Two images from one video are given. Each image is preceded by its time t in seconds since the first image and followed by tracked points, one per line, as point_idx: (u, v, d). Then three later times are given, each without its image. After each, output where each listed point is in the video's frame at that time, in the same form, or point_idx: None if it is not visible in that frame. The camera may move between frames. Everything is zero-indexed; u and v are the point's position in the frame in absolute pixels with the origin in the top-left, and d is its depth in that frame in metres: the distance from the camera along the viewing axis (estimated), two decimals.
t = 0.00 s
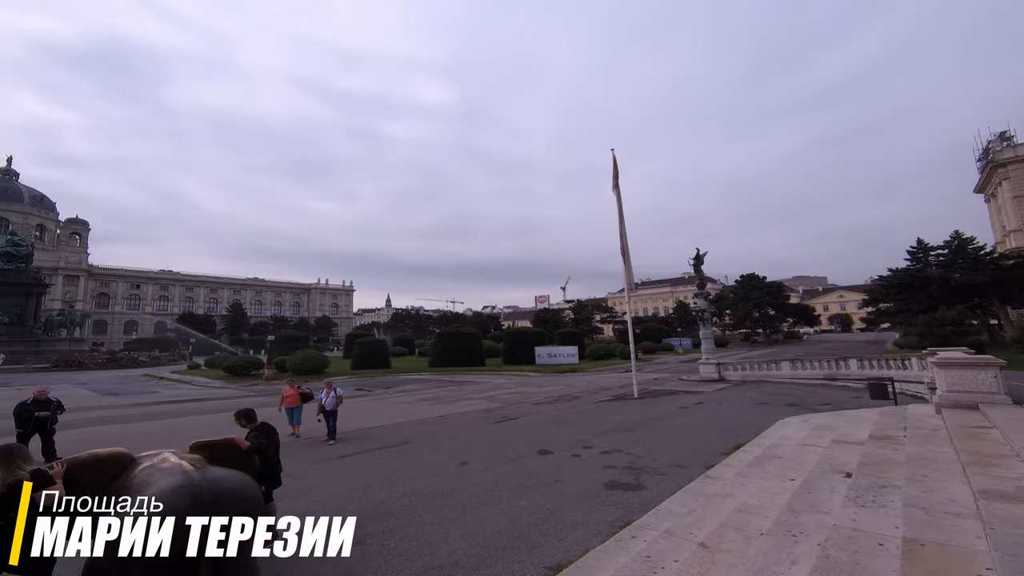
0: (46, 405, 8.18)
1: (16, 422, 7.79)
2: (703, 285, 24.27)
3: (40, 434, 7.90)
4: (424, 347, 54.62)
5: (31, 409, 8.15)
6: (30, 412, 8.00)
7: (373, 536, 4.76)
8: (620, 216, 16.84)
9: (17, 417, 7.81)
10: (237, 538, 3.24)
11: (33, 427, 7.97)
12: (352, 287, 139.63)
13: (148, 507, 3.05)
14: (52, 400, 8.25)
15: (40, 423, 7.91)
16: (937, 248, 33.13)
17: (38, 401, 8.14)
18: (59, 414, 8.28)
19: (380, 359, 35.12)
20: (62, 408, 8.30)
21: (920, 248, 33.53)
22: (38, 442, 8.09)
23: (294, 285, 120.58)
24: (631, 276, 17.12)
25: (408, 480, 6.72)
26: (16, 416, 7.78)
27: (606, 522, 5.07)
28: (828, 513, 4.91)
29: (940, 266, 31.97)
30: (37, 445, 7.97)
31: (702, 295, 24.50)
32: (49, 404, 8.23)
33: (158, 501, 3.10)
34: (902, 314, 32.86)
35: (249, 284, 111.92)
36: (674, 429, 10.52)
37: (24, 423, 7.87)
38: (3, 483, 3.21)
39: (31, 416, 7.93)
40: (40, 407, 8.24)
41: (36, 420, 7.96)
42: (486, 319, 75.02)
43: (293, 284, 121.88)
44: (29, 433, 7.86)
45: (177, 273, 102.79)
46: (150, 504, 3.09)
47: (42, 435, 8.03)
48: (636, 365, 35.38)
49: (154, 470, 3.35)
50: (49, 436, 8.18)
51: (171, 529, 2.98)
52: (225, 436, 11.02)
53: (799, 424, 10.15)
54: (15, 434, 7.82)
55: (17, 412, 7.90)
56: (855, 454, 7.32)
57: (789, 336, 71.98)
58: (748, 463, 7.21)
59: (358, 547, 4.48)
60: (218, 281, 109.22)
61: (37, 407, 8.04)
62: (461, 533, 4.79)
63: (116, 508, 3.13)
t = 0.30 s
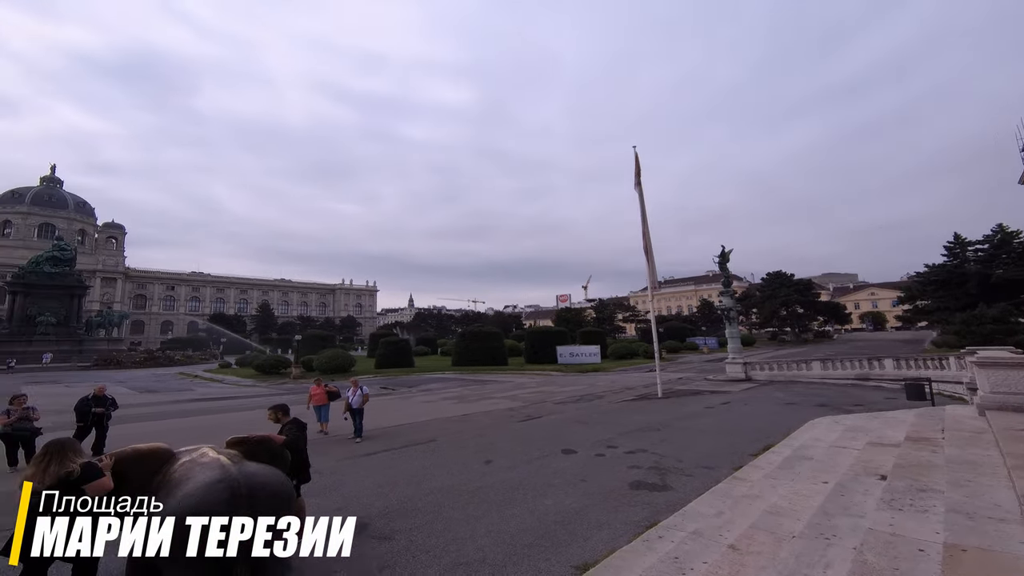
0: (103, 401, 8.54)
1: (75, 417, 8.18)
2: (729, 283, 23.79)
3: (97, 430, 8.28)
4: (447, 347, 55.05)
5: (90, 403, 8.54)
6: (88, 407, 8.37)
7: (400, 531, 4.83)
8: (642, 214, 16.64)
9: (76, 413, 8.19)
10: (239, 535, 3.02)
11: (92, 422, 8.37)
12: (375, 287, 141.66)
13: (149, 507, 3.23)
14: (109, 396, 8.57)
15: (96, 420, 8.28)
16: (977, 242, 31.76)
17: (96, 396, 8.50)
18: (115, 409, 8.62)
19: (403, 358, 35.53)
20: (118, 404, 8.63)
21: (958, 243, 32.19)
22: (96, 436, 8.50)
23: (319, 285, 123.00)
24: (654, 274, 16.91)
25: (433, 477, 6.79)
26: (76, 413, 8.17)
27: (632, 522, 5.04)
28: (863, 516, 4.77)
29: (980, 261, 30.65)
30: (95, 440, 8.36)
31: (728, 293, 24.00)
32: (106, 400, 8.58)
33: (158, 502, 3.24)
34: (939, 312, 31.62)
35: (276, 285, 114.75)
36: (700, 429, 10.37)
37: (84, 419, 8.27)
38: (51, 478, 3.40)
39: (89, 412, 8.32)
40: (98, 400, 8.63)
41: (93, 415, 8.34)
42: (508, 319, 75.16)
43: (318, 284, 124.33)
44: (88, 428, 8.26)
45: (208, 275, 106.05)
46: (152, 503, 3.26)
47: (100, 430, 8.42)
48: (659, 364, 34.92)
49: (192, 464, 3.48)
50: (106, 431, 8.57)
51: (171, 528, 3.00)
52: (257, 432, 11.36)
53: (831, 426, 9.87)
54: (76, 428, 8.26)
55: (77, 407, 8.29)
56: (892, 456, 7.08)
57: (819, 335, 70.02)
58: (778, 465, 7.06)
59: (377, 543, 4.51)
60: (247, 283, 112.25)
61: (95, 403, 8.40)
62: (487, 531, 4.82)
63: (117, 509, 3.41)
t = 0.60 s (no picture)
0: (146, 398, 8.87)
1: (120, 414, 8.53)
2: (754, 280, 23.28)
3: (139, 427, 8.61)
4: (469, 345, 55.31)
5: (135, 399, 8.89)
6: (132, 404, 8.71)
7: (427, 527, 4.91)
8: (664, 210, 16.43)
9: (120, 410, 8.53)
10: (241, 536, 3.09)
11: (135, 418, 8.71)
12: (398, 287, 143.30)
13: (147, 507, 3.58)
14: (152, 394, 8.90)
15: (139, 417, 8.60)
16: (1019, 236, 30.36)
17: (141, 393, 8.84)
18: (157, 406, 8.93)
19: (425, 357, 35.88)
20: (160, 402, 8.93)
21: (999, 238, 30.82)
22: (139, 431, 8.84)
23: (342, 285, 125.03)
24: (677, 272, 16.68)
25: (457, 474, 6.86)
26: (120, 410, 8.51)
27: (656, 522, 5.01)
28: (899, 519, 4.63)
29: None
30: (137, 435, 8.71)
31: (753, 291, 23.49)
32: (150, 397, 8.91)
33: (157, 501, 3.61)
34: (978, 310, 30.36)
35: (301, 285, 117.16)
36: (725, 429, 10.21)
37: (127, 416, 8.61)
38: (99, 469, 3.57)
39: (132, 409, 8.65)
40: (143, 397, 8.97)
41: (136, 412, 8.68)
42: (529, 318, 75.10)
43: (342, 284, 126.38)
44: (132, 425, 8.61)
45: (237, 276, 108.89)
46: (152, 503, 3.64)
47: (141, 427, 8.74)
48: (684, 363, 34.46)
49: (228, 460, 3.60)
50: (148, 426, 8.91)
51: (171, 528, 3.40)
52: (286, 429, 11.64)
53: (863, 427, 9.58)
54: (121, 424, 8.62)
55: (122, 403, 8.64)
56: (929, 459, 6.84)
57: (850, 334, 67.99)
58: (808, 466, 6.90)
59: (404, 539, 4.59)
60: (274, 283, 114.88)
61: (138, 400, 8.73)
62: (512, 528, 4.85)
63: (117, 508, 3.63)
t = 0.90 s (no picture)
0: (184, 395, 9.16)
1: (160, 411, 8.82)
2: (779, 278, 22.77)
3: (179, 424, 8.93)
4: (489, 344, 55.55)
5: (173, 397, 9.18)
6: (170, 402, 9.01)
7: (450, 524, 4.96)
8: (685, 207, 16.21)
9: (160, 408, 8.83)
10: (239, 536, 3.32)
11: (174, 415, 9.02)
12: (418, 286, 144.75)
13: (147, 508, 3.47)
14: (188, 391, 9.19)
15: (178, 414, 8.91)
16: None
17: (178, 391, 9.12)
18: (195, 403, 9.23)
19: (445, 355, 36.15)
20: (197, 399, 9.22)
21: None
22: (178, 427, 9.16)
23: (364, 284, 126.97)
24: (699, 269, 16.44)
25: (479, 471, 6.92)
26: (161, 408, 8.80)
27: (679, 521, 4.98)
28: (933, 523, 4.50)
29: None
30: (177, 431, 9.03)
31: (778, 289, 22.96)
32: (186, 394, 9.20)
33: (157, 501, 3.52)
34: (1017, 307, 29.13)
35: (324, 285, 119.47)
36: (750, 429, 10.02)
37: (167, 413, 8.92)
38: (139, 463, 3.47)
39: (172, 406, 8.95)
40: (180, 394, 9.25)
41: (176, 409, 8.98)
42: (548, 316, 75.07)
43: (363, 283, 128.30)
44: (173, 421, 8.94)
45: (263, 276, 111.57)
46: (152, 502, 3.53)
47: (180, 424, 9.06)
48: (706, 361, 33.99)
49: (257, 454, 3.70)
50: (186, 423, 9.21)
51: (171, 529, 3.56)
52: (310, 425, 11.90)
53: (896, 427, 9.29)
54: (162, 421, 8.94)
55: (161, 401, 8.93)
56: (966, 461, 6.61)
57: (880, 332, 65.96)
58: (836, 467, 6.74)
59: (428, 534, 4.65)
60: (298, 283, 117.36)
61: (176, 398, 9.01)
62: (535, 525, 4.88)
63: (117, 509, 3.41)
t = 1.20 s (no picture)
0: (213, 391, 9.40)
1: (193, 408, 9.06)
2: (802, 274, 22.28)
3: (214, 419, 9.18)
4: (506, 342, 55.63)
5: (203, 394, 9.43)
6: (202, 398, 9.26)
7: (470, 520, 5.00)
8: (704, 204, 15.98)
9: (194, 405, 9.09)
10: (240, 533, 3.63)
11: (208, 411, 9.29)
12: (435, 285, 145.72)
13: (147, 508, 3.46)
14: (218, 387, 9.40)
15: (212, 410, 9.16)
16: None
17: (207, 388, 9.34)
18: (225, 399, 9.48)
19: (463, 353, 36.35)
20: (226, 394, 9.46)
21: None
22: (212, 422, 9.44)
23: (382, 284, 128.36)
24: (719, 266, 16.22)
25: (499, 469, 6.96)
26: (194, 404, 9.07)
27: (701, 520, 4.93)
28: (966, 526, 4.37)
29: None
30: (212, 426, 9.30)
31: (801, 286, 22.47)
32: (215, 390, 9.44)
33: (156, 502, 3.48)
34: None
35: (343, 284, 121.10)
36: (772, 429, 9.86)
37: (201, 409, 9.19)
38: (170, 457, 3.54)
39: (205, 403, 9.22)
40: (210, 391, 9.50)
41: (209, 406, 9.24)
42: (565, 315, 74.89)
43: (381, 283, 129.71)
44: (207, 417, 9.21)
45: (284, 276, 113.67)
46: (151, 503, 3.54)
47: (215, 418, 9.33)
48: (726, 360, 33.48)
49: (283, 449, 3.80)
50: (219, 418, 9.46)
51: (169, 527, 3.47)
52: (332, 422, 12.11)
53: (925, 428, 9.03)
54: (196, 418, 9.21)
55: (193, 399, 9.17)
56: (1000, 463, 6.39)
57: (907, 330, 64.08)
58: (863, 468, 6.60)
59: (449, 531, 4.70)
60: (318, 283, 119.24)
61: (208, 394, 9.25)
62: (555, 523, 4.89)
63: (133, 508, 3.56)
